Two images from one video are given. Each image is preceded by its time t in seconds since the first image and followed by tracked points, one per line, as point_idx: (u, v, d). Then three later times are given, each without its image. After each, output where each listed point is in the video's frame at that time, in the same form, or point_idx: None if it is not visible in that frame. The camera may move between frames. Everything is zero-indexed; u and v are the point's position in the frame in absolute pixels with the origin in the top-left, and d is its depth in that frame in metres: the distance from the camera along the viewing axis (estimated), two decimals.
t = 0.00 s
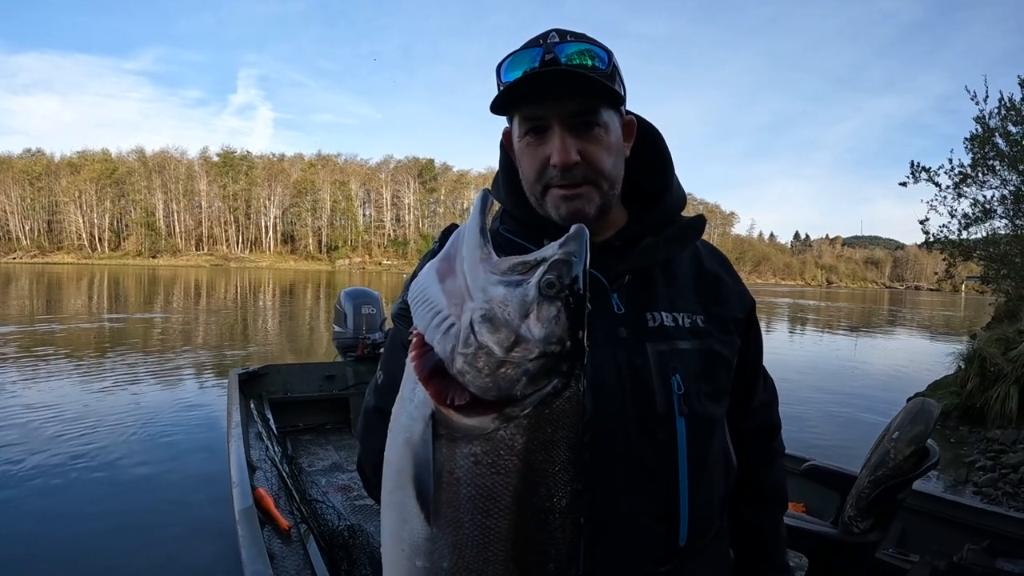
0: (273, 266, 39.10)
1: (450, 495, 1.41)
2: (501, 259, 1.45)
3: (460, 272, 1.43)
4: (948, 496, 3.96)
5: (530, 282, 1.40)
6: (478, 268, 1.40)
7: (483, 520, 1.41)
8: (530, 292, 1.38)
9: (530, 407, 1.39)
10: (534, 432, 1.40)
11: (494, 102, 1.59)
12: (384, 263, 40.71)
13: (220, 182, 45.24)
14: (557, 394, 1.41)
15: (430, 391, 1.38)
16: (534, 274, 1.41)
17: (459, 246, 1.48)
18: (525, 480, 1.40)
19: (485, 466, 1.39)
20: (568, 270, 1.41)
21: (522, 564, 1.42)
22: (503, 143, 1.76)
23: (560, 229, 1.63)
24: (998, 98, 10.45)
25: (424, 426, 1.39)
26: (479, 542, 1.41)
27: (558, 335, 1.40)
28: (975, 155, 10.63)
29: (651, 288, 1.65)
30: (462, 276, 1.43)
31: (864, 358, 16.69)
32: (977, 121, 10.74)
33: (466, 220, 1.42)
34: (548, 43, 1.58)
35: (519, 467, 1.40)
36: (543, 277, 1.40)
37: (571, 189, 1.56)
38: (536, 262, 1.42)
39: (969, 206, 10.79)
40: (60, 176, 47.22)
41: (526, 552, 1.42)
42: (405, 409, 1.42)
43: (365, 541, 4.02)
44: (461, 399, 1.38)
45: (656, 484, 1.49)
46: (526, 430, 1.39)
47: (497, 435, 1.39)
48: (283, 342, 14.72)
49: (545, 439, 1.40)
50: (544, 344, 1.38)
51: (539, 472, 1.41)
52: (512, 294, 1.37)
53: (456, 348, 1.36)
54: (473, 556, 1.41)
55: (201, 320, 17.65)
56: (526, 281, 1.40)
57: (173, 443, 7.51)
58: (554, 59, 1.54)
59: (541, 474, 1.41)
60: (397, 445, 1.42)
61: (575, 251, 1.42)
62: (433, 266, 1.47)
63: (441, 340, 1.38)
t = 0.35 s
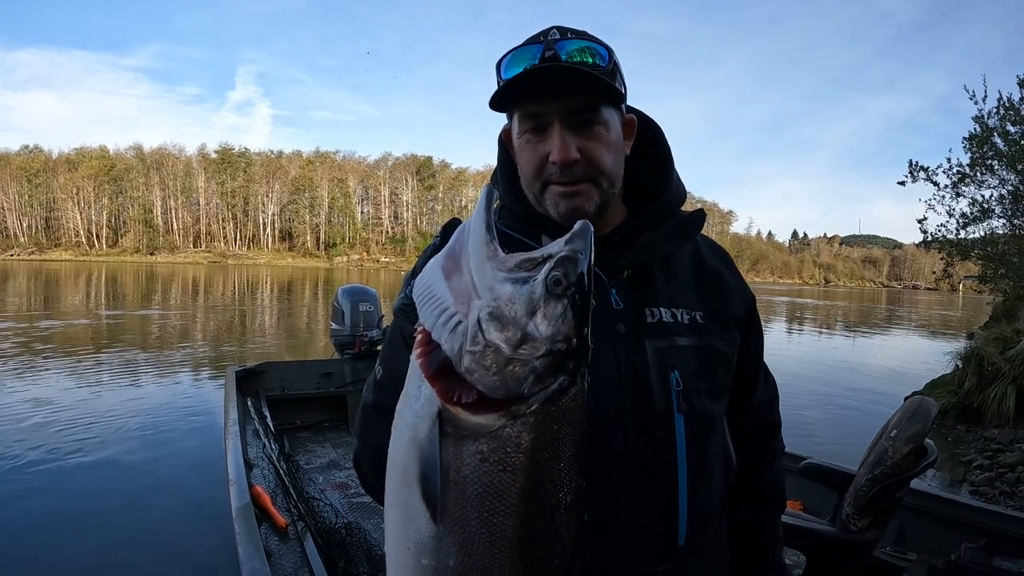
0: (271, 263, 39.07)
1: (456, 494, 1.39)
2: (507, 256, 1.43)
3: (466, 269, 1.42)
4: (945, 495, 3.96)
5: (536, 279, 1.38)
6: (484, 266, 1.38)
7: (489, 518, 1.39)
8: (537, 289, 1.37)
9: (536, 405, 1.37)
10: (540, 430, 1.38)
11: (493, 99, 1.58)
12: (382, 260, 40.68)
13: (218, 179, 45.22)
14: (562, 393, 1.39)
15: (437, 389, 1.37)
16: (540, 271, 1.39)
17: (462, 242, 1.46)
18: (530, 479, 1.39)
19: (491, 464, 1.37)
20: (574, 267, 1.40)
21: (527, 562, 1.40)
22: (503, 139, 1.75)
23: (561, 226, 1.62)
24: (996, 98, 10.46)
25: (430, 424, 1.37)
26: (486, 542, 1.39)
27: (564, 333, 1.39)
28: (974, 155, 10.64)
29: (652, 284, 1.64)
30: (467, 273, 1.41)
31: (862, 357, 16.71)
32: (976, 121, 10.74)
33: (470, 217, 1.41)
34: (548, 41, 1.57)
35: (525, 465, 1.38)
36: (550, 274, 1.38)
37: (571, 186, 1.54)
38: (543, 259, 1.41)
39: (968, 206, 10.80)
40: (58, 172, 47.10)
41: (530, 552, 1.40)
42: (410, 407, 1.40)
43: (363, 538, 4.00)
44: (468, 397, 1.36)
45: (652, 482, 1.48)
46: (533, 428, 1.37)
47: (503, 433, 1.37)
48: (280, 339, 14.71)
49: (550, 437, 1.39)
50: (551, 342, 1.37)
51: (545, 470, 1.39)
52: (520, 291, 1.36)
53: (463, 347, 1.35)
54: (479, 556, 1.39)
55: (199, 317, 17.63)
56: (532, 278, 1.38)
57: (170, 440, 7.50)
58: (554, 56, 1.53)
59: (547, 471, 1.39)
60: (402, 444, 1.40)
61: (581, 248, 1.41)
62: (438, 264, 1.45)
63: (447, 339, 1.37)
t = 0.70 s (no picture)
0: (271, 263, 39.08)
1: (450, 496, 1.40)
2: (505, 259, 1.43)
3: (464, 272, 1.41)
4: (945, 495, 3.96)
5: (534, 284, 1.38)
6: (482, 269, 1.38)
7: (483, 521, 1.40)
8: (535, 294, 1.36)
9: (531, 410, 1.37)
10: (535, 434, 1.38)
11: (496, 97, 1.58)
12: (382, 260, 40.69)
13: (219, 178, 45.23)
14: (559, 397, 1.39)
15: (431, 392, 1.37)
16: (539, 275, 1.39)
17: (462, 243, 1.45)
18: (526, 483, 1.39)
19: (486, 468, 1.38)
20: (573, 271, 1.39)
21: (522, 564, 1.41)
22: (504, 138, 1.74)
23: (563, 225, 1.62)
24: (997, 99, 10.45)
25: (425, 427, 1.37)
26: (480, 545, 1.40)
27: (561, 338, 1.38)
28: (975, 156, 10.63)
29: (653, 283, 1.64)
30: (466, 275, 1.41)
31: (862, 358, 16.71)
32: (977, 123, 10.74)
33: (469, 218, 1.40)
34: (550, 39, 1.57)
35: (520, 470, 1.38)
36: (547, 279, 1.38)
37: (573, 185, 1.54)
38: (541, 263, 1.40)
39: (968, 207, 10.79)
40: (59, 171, 47.09)
41: (526, 555, 1.41)
42: (405, 409, 1.40)
43: (362, 538, 4.00)
44: (463, 401, 1.36)
45: (652, 483, 1.48)
46: (528, 432, 1.37)
47: (499, 437, 1.37)
48: (281, 338, 14.71)
49: (546, 442, 1.39)
50: (547, 347, 1.36)
51: (541, 473, 1.39)
52: (516, 296, 1.35)
53: (459, 350, 1.35)
54: (473, 557, 1.40)
55: (199, 316, 17.64)
56: (530, 283, 1.37)
57: (170, 439, 7.50)
58: (557, 53, 1.53)
59: (542, 475, 1.40)
60: (398, 444, 1.41)
61: (580, 252, 1.39)
62: (437, 265, 1.44)
63: (443, 342, 1.37)
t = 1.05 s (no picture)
0: (272, 263, 39.10)
1: (445, 502, 1.39)
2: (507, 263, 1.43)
3: (464, 275, 1.40)
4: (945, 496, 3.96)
5: (536, 288, 1.38)
6: (483, 273, 1.37)
7: (479, 527, 1.39)
8: (536, 299, 1.37)
9: (530, 416, 1.37)
10: (534, 440, 1.37)
11: (501, 95, 1.57)
12: (383, 260, 40.71)
13: (220, 179, 45.24)
14: (558, 403, 1.38)
15: (430, 395, 1.36)
16: (541, 280, 1.39)
17: (464, 246, 1.45)
18: (524, 488, 1.38)
19: (482, 474, 1.37)
20: (575, 276, 1.40)
21: (519, 569, 1.40)
22: (507, 137, 1.74)
23: (567, 224, 1.62)
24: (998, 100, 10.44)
25: (422, 431, 1.38)
26: (475, 550, 1.39)
27: (562, 345, 1.38)
28: (975, 157, 10.61)
29: (653, 284, 1.64)
30: (466, 279, 1.40)
31: (863, 359, 16.69)
32: (978, 123, 10.73)
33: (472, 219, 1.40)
34: (556, 37, 1.57)
35: (518, 475, 1.38)
36: (550, 284, 1.38)
37: (577, 183, 1.54)
38: (543, 267, 1.41)
39: (969, 208, 10.77)
40: (60, 171, 47.04)
41: (522, 560, 1.40)
42: (404, 412, 1.40)
43: (362, 539, 4.00)
44: (461, 405, 1.36)
45: (654, 485, 1.48)
46: (526, 438, 1.37)
47: (496, 443, 1.37)
48: (281, 339, 14.70)
49: (545, 449, 1.38)
50: (547, 354, 1.37)
51: (539, 479, 1.39)
52: (517, 301, 1.35)
53: (458, 355, 1.34)
54: (468, 563, 1.39)
55: (200, 316, 17.63)
56: (532, 287, 1.38)
57: (169, 439, 7.49)
58: (562, 52, 1.53)
59: (541, 481, 1.39)
60: (395, 447, 1.41)
61: (584, 258, 1.40)
62: (439, 267, 1.44)
63: (442, 346, 1.36)
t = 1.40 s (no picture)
0: (273, 264, 39.11)
1: (452, 504, 1.39)
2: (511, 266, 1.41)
3: (470, 278, 1.40)
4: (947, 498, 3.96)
5: (541, 290, 1.36)
6: (487, 275, 1.36)
7: (486, 529, 1.39)
8: (540, 301, 1.35)
9: (536, 418, 1.37)
10: (540, 442, 1.37)
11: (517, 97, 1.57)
12: (383, 261, 40.73)
13: (220, 179, 45.24)
14: (564, 405, 1.38)
15: (435, 398, 1.37)
16: (545, 282, 1.37)
17: (469, 249, 1.44)
18: (529, 490, 1.38)
19: (489, 475, 1.37)
20: (580, 278, 1.39)
21: (525, 571, 1.41)
22: (510, 141, 1.73)
23: (572, 227, 1.61)
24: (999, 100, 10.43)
25: (428, 433, 1.38)
26: (481, 552, 1.39)
27: (567, 346, 1.38)
28: (976, 157, 10.61)
29: (656, 285, 1.64)
30: (471, 281, 1.40)
31: (863, 359, 16.69)
32: (978, 123, 10.72)
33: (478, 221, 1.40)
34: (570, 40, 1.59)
35: (524, 477, 1.38)
36: (554, 286, 1.37)
37: (592, 185, 1.54)
38: (548, 270, 1.39)
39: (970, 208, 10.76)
40: (60, 172, 47.01)
41: (528, 562, 1.40)
42: (410, 414, 1.41)
43: (363, 540, 3.99)
44: (467, 408, 1.36)
45: (656, 485, 1.48)
46: (532, 440, 1.37)
47: (503, 445, 1.37)
48: (281, 339, 14.71)
49: (550, 451, 1.38)
50: (553, 356, 1.36)
51: (545, 481, 1.39)
52: (522, 303, 1.34)
53: (464, 358, 1.34)
54: (474, 564, 1.39)
55: (200, 317, 17.61)
56: (536, 290, 1.36)
57: (170, 440, 7.48)
58: (578, 53, 1.55)
59: (547, 483, 1.39)
60: (401, 450, 1.41)
61: (588, 260, 1.39)
62: (443, 271, 1.44)
63: (448, 350, 1.36)
